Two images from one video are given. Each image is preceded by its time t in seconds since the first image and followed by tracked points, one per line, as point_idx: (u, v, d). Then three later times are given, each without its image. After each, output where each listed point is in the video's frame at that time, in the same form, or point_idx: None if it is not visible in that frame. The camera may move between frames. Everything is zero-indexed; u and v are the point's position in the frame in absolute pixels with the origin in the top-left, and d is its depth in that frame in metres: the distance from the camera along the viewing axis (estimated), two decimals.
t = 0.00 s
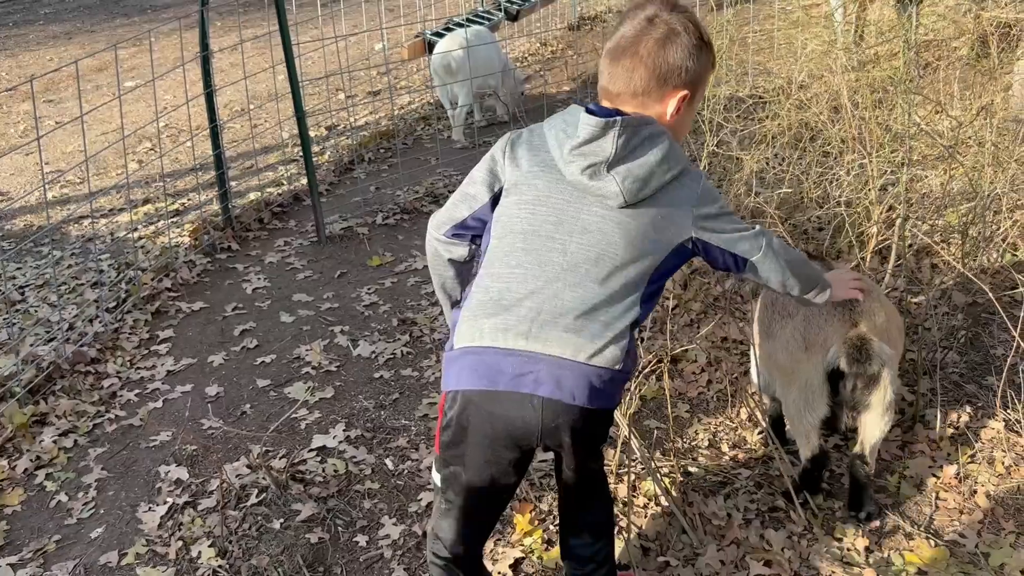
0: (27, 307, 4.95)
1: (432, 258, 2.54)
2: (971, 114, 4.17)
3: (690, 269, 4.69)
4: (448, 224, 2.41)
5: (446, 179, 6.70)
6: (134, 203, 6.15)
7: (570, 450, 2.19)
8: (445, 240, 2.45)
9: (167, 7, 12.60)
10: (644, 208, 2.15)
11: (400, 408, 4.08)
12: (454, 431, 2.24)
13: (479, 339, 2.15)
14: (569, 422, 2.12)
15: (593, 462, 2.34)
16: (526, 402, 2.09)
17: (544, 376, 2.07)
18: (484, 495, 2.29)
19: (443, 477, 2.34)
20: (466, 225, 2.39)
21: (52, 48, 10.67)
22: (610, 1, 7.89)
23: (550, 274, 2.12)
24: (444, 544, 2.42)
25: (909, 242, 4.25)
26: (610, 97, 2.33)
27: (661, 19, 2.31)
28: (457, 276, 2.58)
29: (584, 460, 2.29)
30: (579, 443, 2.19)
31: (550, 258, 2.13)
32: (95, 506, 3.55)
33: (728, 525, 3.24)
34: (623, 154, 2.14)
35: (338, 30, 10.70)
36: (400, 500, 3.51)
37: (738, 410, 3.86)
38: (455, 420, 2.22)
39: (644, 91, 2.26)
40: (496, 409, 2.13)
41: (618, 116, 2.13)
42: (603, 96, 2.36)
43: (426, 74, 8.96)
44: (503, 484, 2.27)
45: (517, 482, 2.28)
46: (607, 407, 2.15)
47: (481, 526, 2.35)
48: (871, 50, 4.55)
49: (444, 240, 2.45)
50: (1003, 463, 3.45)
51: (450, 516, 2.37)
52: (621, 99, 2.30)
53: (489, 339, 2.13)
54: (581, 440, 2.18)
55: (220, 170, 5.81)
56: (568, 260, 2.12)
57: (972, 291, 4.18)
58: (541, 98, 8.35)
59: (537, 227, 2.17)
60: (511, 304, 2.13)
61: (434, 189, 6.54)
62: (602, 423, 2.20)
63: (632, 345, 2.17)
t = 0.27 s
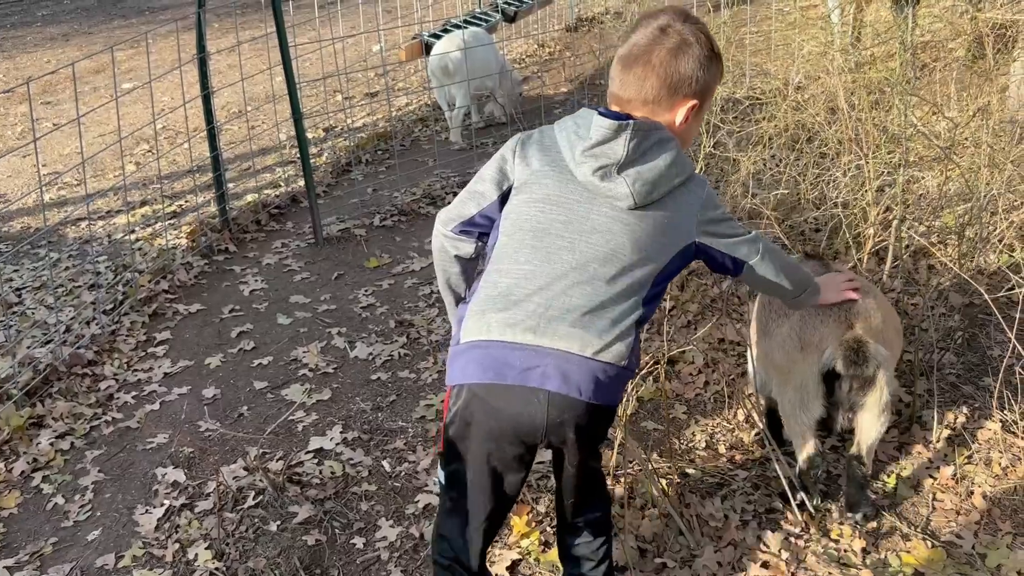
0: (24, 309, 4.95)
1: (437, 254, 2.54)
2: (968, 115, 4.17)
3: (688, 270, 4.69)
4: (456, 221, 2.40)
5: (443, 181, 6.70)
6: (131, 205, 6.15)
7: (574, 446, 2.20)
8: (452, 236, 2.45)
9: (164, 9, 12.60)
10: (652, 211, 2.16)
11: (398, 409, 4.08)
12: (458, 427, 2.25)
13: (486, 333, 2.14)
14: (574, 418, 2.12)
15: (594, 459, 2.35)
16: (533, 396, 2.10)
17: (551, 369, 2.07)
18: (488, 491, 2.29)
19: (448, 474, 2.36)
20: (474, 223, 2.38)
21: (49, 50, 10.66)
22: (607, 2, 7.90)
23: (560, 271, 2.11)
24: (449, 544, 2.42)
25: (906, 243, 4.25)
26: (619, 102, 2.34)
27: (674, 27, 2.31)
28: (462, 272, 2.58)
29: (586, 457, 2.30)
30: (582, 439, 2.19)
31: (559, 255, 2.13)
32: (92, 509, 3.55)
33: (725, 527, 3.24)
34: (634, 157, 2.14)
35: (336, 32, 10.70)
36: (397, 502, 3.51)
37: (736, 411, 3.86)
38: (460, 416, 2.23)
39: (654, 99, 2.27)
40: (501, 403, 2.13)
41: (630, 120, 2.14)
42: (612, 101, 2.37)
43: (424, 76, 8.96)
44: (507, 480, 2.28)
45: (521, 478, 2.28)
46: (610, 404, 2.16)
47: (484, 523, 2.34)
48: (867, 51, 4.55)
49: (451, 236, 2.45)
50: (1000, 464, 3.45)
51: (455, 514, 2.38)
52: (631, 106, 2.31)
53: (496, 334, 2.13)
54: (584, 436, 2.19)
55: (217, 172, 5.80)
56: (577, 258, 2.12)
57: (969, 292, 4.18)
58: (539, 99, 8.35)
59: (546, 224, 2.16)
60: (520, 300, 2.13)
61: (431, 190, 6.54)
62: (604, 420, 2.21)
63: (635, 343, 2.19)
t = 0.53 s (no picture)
0: (22, 311, 4.94)
1: (440, 254, 2.55)
2: (966, 116, 4.17)
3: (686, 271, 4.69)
4: (458, 219, 2.42)
5: (442, 182, 6.70)
6: (130, 207, 6.15)
7: (569, 442, 2.19)
8: (454, 235, 2.47)
9: (162, 11, 12.60)
10: (651, 209, 2.16)
11: (396, 411, 4.08)
12: (454, 423, 2.26)
13: (483, 328, 2.14)
14: (569, 415, 2.12)
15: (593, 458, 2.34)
16: (527, 391, 2.09)
17: (545, 365, 2.05)
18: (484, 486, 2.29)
19: (446, 472, 2.36)
20: (474, 222, 2.40)
21: (47, 52, 10.66)
22: (605, 4, 7.90)
23: (557, 267, 2.11)
24: (449, 541, 2.43)
25: (904, 244, 4.26)
26: (624, 100, 2.34)
27: (679, 27, 2.31)
28: (464, 270, 2.59)
29: (583, 456, 2.29)
30: (578, 436, 2.18)
31: (556, 251, 2.13)
32: (91, 511, 3.55)
33: (724, 528, 3.24)
34: (633, 154, 2.14)
35: (334, 34, 10.70)
36: (396, 503, 3.50)
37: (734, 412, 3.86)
38: (456, 411, 2.24)
39: (659, 98, 2.27)
40: (496, 399, 2.13)
41: (629, 117, 2.14)
42: (616, 99, 2.37)
43: (422, 77, 8.96)
44: (503, 476, 2.28)
45: (518, 475, 2.28)
46: (607, 401, 2.14)
47: (482, 520, 2.34)
48: (866, 52, 4.55)
49: (453, 235, 2.47)
50: (998, 466, 3.45)
51: (454, 512, 2.38)
52: (636, 105, 2.31)
53: (492, 328, 2.13)
54: (580, 433, 2.18)
55: (215, 174, 5.80)
56: (574, 254, 2.12)
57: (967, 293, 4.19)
58: (537, 100, 8.36)
59: (544, 221, 2.17)
60: (516, 295, 2.12)
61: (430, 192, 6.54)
62: (601, 417, 2.20)
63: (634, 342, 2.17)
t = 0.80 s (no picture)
0: (21, 313, 4.94)
1: (432, 259, 2.54)
2: (965, 118, 4.17)
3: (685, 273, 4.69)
4: (448, 224, 2.42)
5: (440, 184, 6.71)
6: (128, 209, 6.15)
7: (563, 446, 2.20)
8: (445, 240, 2.46)
9: (161, 13, 12.61)
10: (640, 211, 2.14)
11: (395, 413, 4.08)
12: (449, 429, 2.27)
13: (474, 333, 2.15)
14: (562, 418, 2.12)
15: (589, 463, 2.35)
16: (520, 396, 2.10)
17: (537, 369, 2.07)
18: (480, 492, 2.29)
19: (441, 478, 2.37)
20: (464, 226, 2.40)
21: (45, 54, 10.66)
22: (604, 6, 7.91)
23: (547, 272, 2.12)
24: (444, 546, 2.44)
25: (902, 246, 4.26)
26: (614, 101, 2.34)
27: (669, 27, 2.32)
28: (456, 275, 2.58)
29: (579, 460, 2.30)
30: (571, 439, 2.19)
31: (546, 256, 2.13)
32: (89, 513, 3.54)
33: (723, 530, 3.24)
34: (621, 157, 2.13)
35: (332, 36, 10.70)
36: (395, 505, 3.50)
37: (733, 414, 3.86)
38: (451, 416, 2.25)
39: (650, 98, 2.27)
40: (488, 404, 2.14)
41: (617, 120, 2.13)
42: (606, 100, 2.37)
43: (421, 79, 8.96)
44: (499, 482, 2.28)
45: (514, 480, 2.29)
46: (600, 403, 2.15)
47: (479, 526, 2.34)
48: (864, 54, 4.56)
49: (443, 240, 2.46)
50: (997, 467, 3.45)
51: (449, 517, 2.38)
52: (626, 105, 2.31)
53: (484, 333, 2.13)
54: (574, 436, 2.19)
55: (214, 176, 5.80)
56: (565, 258, 2.12)
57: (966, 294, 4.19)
58: (536, 102, 8.37)
59: (534, 226, 2.17)
60: (507, 300, 2.13)
61: (428, 193, 6.54)
62: (595, 420, 2.21)
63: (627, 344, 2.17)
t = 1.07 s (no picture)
0: (20, 315, 4.94)
1: (434, 263, 2.55)
2: (963, 120, 4.18)
3: (684, 275, 4.70)
4: (451, 228, 2.43)
5: (440, 186, 6.71)
6: (128, 210, 6.15)
7: (566, 446, 2.20)
8: (447, 243, 2.46)
9: (160, 14, 12.62)
10: (643, 213, 2.16)
11: (395, 415, 4.08)
12: (452, 430, 2.27)
13: (479, 334, 2.14)
14: (566, 419, 2.11)
15: (591, 463, 2.35)
16: (525, 396, 2.08)
17: (543, 368, 2.05)
18: (483, 492, 2.29)
19: (442, 479, 2.37)
20: (467, 229, 2.40)
21: (45, 56, 10.66)
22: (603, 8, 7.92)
23: (552, 272, 2.11)
24: (444, 547, 2.43)
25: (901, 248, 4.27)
26: (614, 106, 2.34)
27: (668, 31, 2.32)
28: (458, 278, 2.59)
29: (581, 461, 2.30)
30: (574, 439, 2.19)
31: (551, 257, 2.13)
32: (89, 515, 3.54)
33: (722, 531, 3.24)
34: (625, 159, 2.15)
35: (331, 38, 10.70)
36: (394, 507, 3.50)
37: (732, 415, 3.87)
38: (454, 417, 2.24)
39: (650, 103, 2.28)
40: (492, 404, 2.13)
41: (621, 122, 2.16)
42: (604, 103, 2.36)
43: (420, 81, 8.97)
44: (501, 482, 2.28)
45: (516, 480, 2.29)
46: (603, 403, 2.14)
47: (481, 527, 2.34)
48: (864, 56, 4.57)
49: (446, 243, 2.47)
50: (996, 468, 3.46)
51: (450, 518, 2.37)
52: (626, 110, 2.31)
53: (488, 334, 2.13)
54: (577, 436, 2.18)
55: (213, 178, 5.81)
56: (570, 259, 2.12)
57: (965, 296, 4.20)
58: (535, 104, 8.38)
59: (539, 227, 2.17)
60: (512, 300, 2.12)
61: (428, 195, 6.54)
62: (597, 421, 2.21)
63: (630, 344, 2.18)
